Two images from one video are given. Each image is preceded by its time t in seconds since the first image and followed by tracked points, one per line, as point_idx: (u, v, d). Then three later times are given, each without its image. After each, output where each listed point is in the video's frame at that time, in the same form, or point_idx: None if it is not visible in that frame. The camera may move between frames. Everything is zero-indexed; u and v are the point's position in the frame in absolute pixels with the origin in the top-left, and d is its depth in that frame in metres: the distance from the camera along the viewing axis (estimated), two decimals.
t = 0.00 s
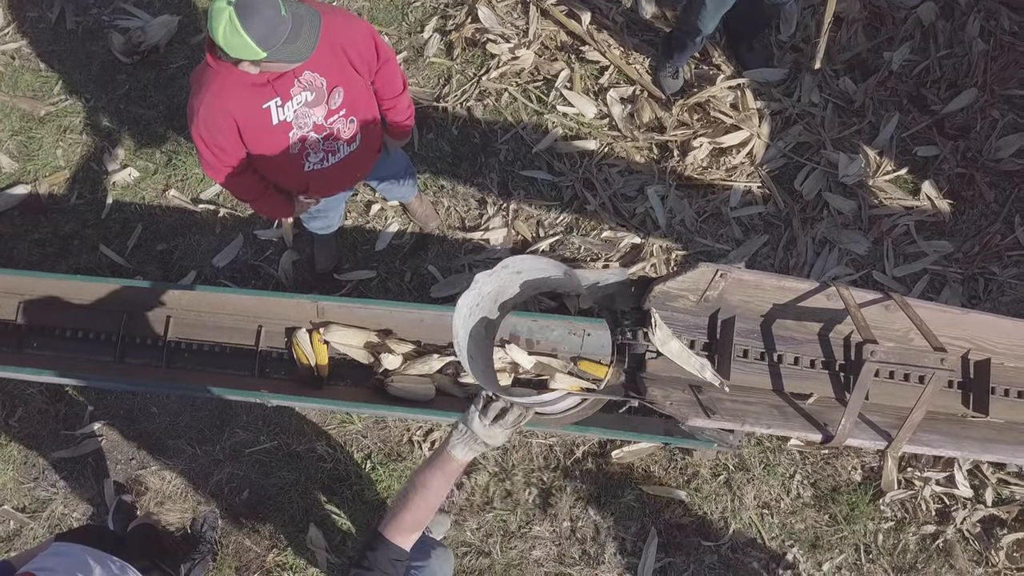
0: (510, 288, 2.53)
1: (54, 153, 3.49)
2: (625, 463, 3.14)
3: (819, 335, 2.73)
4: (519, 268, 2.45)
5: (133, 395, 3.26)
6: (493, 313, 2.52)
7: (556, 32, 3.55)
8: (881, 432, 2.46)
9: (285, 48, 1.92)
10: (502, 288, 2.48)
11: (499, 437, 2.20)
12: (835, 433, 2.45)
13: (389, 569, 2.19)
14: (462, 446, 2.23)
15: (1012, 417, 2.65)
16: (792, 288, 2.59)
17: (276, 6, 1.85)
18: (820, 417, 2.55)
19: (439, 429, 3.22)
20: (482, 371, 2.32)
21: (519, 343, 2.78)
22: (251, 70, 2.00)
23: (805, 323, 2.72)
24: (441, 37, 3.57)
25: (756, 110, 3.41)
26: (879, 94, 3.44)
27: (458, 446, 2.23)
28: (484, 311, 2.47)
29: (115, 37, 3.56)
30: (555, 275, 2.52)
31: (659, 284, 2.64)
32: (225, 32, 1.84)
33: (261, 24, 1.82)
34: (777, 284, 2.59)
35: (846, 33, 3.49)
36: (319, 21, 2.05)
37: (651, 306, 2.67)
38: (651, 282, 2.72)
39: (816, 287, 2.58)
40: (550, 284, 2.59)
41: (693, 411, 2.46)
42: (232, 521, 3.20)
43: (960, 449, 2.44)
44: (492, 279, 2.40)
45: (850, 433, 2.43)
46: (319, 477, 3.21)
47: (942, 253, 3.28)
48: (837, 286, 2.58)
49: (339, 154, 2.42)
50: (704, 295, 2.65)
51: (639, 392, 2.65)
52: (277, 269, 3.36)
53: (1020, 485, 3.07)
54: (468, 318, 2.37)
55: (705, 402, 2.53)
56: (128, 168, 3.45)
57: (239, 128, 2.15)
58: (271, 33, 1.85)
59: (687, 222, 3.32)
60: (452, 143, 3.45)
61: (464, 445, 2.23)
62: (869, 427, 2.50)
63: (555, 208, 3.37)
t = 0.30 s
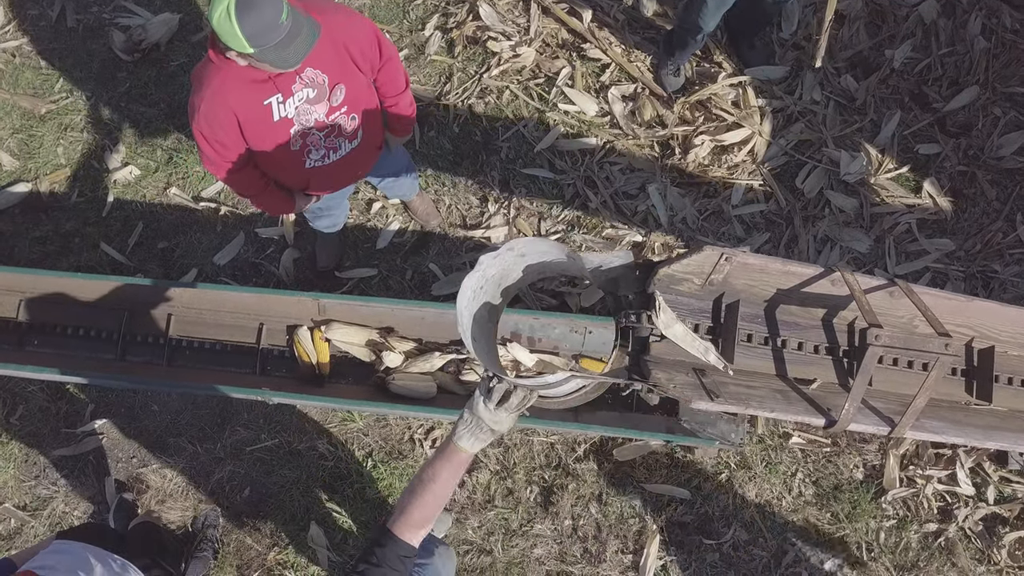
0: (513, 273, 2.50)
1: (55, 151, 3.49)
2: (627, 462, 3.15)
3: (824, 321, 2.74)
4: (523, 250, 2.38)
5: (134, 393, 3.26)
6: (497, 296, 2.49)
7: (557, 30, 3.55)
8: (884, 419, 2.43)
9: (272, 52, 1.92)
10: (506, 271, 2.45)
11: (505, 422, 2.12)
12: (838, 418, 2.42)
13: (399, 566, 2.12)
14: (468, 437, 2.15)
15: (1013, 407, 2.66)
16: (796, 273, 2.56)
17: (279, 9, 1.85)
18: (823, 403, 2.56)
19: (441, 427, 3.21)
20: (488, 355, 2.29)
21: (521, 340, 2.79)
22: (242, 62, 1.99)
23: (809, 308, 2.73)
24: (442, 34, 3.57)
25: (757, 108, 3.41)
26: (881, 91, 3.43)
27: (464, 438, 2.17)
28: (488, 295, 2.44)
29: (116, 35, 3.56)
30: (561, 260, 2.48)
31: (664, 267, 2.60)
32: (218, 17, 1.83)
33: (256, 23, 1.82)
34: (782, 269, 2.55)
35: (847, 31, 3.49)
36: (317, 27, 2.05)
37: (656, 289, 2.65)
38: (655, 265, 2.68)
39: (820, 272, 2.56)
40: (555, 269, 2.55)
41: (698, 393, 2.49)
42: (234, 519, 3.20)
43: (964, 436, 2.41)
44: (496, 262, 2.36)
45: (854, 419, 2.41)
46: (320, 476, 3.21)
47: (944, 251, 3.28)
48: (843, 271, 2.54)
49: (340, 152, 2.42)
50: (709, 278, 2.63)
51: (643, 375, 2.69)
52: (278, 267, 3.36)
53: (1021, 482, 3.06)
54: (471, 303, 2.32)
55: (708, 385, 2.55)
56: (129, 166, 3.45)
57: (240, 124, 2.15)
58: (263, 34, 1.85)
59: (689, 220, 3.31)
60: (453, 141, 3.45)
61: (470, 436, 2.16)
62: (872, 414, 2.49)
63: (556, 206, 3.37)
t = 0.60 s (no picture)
0: (512, 266, 2.46)
1: (55, 152, 3.49)
2: (626, 463, 3.15)
3: (821, 315, 2.74)
4: (522, 244, 2.34)
5: (133, 395, 3.27)
6: (495, 291, 2.45)
7: (556, 31, 3.55)
8: (881, 412, 2.43)
9: (265, 55, 1.92)
10: (505, 265, 2.41)
11: (506, 416, 2.14)
12: (835, 411, 2.42)
13: (401, 568, 2.20)
14: (468, 436, 2.17)
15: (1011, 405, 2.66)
16: (794, 267, 2.55)
17: (276, 12, 1.85)
18: (821, 396, 2.55)
19: (440, 429, 3.22)
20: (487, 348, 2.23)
21: (520, 342, 2.79)
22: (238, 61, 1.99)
23: (807, 302, 2.72)
24: (441, 36, 3.57)
25: (756, 109, 3.41)
26: (879, 93, 3.44)
27: (466, 437, 2.18)
28: (486, 289, 2.40)
29: (116, 37, 3.57)
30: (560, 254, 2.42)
31: (662, 260, 2.56)
32: (214, 16, 1.84)
33: (251, 26, 1.83)
34: (780, 263, 2.55)
35: (846, 32, 3.49)
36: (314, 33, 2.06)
37: (653, 282, 2.59)
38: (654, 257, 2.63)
39: (818, 266, 2.56)
40: (554, 264, 2.50)
41: (695, 386, 2.42)
42: (233, 520, 3.20)
43: (960, 430, 2.41)
44: (495, 255, 2.33)
45: (850, 412, 2.40)
46: (320, 477, 3.21)
47: (942, 253, 3.28)
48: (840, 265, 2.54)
49: (339, 152, 2.42)
50: (707, 272, 2.63)
51: (640, 368, 2.56)
52: (277, 269, 3.36)
53: (1020, 484, 3.07)
54: (470, 296, 2.30)
55: (706, 377, 2.50)
56: (129, 168, 3.45)
57: (239, 125, 2.15)
58: (257, 37, 1.86)
59: (688, 222, 3.32)
60: (452, 142, 3.45)
61: (472, 435, 2.17)
62: (869, 407, 2.48)
63: (555, 207, 3.37)
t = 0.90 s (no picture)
0: (510, 255, 2.48)
1: (53, 150, 3.49)
2: (623, 460, 3.15)
3: (816, 305, 2.74)
4: (520, 233, 2.35)
5: (131, 392, 3.27)
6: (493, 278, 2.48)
7: (554, 29, 3.55)
8: (876, 402, 2.46)
9: (265, 50, 1.92)
10: (502, 254, 2.43)
11: (505, 406, 2.18)
12: (830, 401, 2.44)
13: (400, 566, 2.16)
14: (469, 432, 2.17)
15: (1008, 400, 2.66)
16: (790, 256, 2.57)
17: (273, 7, 1.85)
18: (816, 385, 2.55)
19: (438, 426, 3.22)
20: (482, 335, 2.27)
21: (517, 339, 2.81)
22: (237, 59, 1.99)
23: (804, 292, 2.72)
24: (439, 33, 3.57)
25: (754, 106, 3.42)
26: (877, 90, 3.44)
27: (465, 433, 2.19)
28: (484, 277, 2.43)
29: (114, 34, 3.57)
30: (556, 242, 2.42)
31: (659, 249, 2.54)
32: (213, 13, 1.84)
33: (249, 20, 1.83)
34: (776, 252, 2.55)
35: (844, 30, 3.49)
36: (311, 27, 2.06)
37: (651, 272, 2.56)
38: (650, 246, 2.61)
39: (815, 255, 2.55)
40: (552, 252, 2.52)
41: (690, 373, 2.42)
42: (231, 517, 3.20)
43: (955, 420, 2.43)
44: (492, 244, 2.34)
45: (845, 402, 2.42)
46: (318, 474, 3.21)
47: (940, 250, 3.28)
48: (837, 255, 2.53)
49: (336, 149, 2.43)
50: (704, 260, 2.62)
51: (636, 356, 2.57)
52: (275, 266, 3.36)
53: (1017, 481, 3.07)
54: (467, 285, 2.32)
55: (701, 366, 2.47)
56: (127, 165, 3.45)
57: (236, 121, 2.15)
58: (255, 32, 1.86)
59: (686, 219, 3.32)
60: (450, 139, 3.45)
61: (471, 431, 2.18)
62: (865, 397, 2.51)
63: (553, 204, 3.37)
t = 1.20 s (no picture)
0: (509, 263, 2.47)
1: (55, 150, 3.50)
2: (623, 459, 3.17)
3: (814, 311, 2.75)
4: (519, 240, 2.36)
5: (133, 391, 3.28)
6: (492, 287, 2.47)
7: (554, 30, 3.56)
8: (874, 407, 2.45)
9: (270, 51, 1.93)
10: (502, 262, 2.43)
11: (504, 412, 2.21)
12: (829, 406, 2.42)
13: (400, 567, 2.20)
14: (468, 437, 2.22)
15: (1006, 398, 2.67)
16: (787, 263, 2.55)
17: (276, 8, 1.87)
18: (814, 391, 2.55)
19: (439, 425, 3.23)
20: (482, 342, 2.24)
21: (518, 338, 2.82)
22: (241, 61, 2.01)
23: (800, 298, 2.74)
24: (440, 34, 3.58)
25: (753, 107, 3.43)
26: (876, 91, 3.45)
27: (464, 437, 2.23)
28: (484, 285, 2.42)
29: (115, 35, 3.58)
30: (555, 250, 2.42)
31: (657, 256, 2.53)
32: (218, 18, 1.85)
33: (254, 23, 1.84)
34: (775, 260, 2.54)
35: (842, 31, 3.51)
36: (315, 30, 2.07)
37: (648, 279, 2.59)
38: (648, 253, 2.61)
39: (813, 262, 2.56)
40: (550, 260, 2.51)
41: (689, 379, 2.40)
42: (232, 516, 3.21)
43: (953, 425, 2.44)
44: (491, 252, 2.34)
45: (844, 407, 2.41)
46: (319, 473, 3.23)
47: (939, 250, 3.29)
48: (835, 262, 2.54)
49: (338, 150, 2.44)
50: (701, 268, 2.63)
51: (634, 362, 2.59)
52: (277, 266, 3.38)
53: (1016, 480, 3.08)
54: (467, 292, 2.30)
55: (700, 372, 2.47)
56: (128, 166, 3.46)
57: (238, 122, 2.17)
58: (261, 33, 1.87)
59: (685, 219, 3.34)
60: (450, 140, 3.47)
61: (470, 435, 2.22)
62: (863, 402, 2.51)
63: (554, 204, 3.39)
